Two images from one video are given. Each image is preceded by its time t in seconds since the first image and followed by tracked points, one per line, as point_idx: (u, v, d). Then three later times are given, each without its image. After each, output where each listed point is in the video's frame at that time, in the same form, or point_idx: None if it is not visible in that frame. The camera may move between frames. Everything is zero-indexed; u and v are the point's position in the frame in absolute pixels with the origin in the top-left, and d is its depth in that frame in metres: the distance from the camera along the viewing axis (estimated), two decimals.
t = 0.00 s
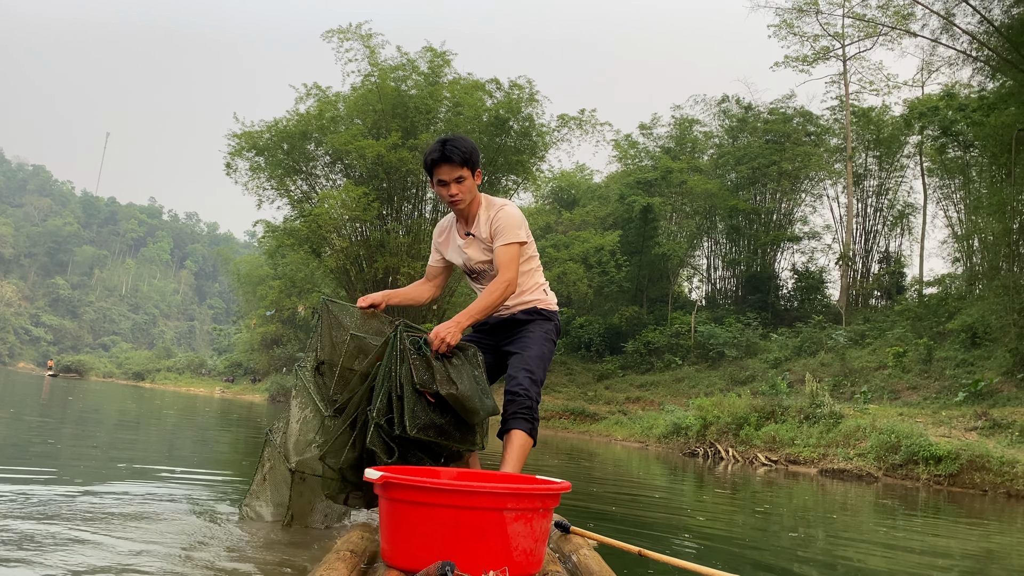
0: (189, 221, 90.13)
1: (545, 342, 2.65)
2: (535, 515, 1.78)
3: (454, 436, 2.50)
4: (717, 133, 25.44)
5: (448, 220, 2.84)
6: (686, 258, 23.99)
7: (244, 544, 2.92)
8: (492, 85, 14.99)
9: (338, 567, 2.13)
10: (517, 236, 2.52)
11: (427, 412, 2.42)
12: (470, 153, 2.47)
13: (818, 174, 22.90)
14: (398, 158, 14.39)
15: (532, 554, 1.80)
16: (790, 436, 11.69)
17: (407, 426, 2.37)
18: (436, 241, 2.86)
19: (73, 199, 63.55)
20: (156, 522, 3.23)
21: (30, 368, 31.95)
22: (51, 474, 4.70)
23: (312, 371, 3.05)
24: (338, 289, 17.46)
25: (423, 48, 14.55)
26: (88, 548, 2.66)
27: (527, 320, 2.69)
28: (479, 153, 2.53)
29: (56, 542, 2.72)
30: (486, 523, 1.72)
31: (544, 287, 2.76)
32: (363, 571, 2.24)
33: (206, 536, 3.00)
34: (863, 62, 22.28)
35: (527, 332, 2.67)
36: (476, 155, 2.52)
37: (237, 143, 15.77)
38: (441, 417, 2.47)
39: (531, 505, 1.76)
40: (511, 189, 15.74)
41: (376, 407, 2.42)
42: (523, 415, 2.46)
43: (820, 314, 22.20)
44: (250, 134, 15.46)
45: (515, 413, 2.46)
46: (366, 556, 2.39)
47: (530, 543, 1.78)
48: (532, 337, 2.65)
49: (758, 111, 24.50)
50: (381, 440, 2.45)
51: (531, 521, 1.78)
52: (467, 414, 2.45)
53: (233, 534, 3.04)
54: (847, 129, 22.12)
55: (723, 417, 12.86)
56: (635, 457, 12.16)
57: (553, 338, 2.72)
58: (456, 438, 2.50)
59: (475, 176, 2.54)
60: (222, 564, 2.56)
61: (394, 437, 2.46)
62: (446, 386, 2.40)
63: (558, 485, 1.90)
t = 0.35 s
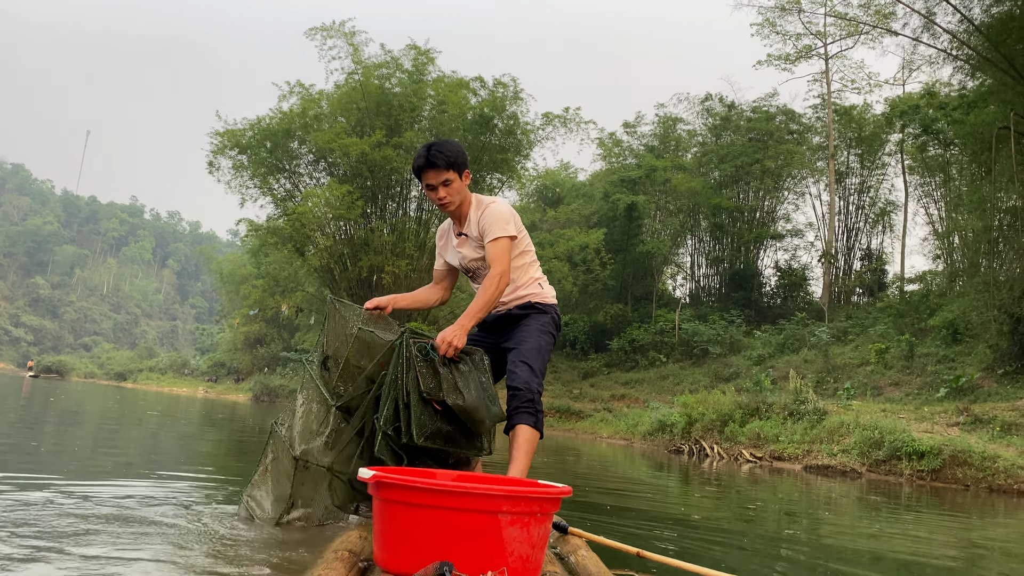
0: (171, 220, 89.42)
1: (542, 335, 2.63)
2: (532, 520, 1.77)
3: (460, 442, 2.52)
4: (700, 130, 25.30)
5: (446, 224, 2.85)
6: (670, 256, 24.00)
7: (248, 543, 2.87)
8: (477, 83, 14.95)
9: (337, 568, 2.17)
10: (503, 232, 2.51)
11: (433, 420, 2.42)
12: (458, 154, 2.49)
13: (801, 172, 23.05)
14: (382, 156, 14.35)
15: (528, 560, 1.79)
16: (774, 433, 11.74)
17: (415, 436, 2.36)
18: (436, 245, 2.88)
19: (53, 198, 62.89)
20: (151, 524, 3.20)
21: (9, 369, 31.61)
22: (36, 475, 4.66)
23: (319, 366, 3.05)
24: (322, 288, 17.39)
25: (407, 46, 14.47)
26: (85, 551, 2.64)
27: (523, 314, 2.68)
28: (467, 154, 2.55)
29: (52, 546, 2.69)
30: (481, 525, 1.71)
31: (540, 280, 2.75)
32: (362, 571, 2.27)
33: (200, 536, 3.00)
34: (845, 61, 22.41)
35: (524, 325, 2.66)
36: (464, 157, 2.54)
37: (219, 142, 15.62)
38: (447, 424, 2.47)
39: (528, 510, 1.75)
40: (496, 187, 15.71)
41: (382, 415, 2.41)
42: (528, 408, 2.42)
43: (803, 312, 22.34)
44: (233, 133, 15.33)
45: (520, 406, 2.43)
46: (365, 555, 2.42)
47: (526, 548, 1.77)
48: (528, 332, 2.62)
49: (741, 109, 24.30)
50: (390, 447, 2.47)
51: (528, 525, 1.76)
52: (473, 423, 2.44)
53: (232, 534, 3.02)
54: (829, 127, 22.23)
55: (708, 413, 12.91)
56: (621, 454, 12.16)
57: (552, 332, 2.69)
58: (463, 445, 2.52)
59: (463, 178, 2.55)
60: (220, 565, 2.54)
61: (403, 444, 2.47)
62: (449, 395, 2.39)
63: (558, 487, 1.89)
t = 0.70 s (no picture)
0: (154, 219, 88.76)
1: (550, 326, 2.59)
2: (530, 520, 1.76)
3: (491, 447, 2.43)
4: (685, 129, 25.28)
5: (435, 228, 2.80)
6: (656, 254, 23.94)
7: (257, 545, 2.87)
8: (462, 81, 14.88)
9: (334, 566, 2.13)
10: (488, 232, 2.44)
11: (456, 434, 2.38)
12: (427, 158, 2.44)
13: (785, 170, 23.11)
14: (367, 154, 14.27)
15: (525, 560, 1.77)
16: (760, 430, 11.76)
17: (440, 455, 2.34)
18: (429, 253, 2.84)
19: (34, 197, 62.29)
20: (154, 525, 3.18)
21: None
22: (17, 478, 4.58)
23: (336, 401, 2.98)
24: (306, 287, 17.28)
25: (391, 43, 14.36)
26: (85, 553, 2.62)
27: (531, 308, 2.64)
28: (437, 162, 2.49)
29: (48, 548, 2.66)
30: (479, 524, 1.70)
31: (541, 270, 2.70)
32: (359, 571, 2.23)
33: (191, 537, 2.96)
34: (829, 59, 22.52)
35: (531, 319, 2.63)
36: (435, 162, 2.49)
37: (202, 140, 15.46)
38: (473, 433, 2.40)
39: (526, 509, 1.74)
40: (481, 186, 15.65)
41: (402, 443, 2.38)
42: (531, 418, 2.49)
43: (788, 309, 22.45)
44: (215, 131, 15.16)
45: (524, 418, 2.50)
46: (361, 554, 2.38)
47: (524, 548, 1.75)
48: (536, 323, 2.59)
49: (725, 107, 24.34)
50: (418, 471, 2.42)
51: (525, 526, 1.75)
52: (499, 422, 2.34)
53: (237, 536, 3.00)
54: (813, 125, 22.33)
55: (694, 411, 12.92)
56: (607, 452, 12.15)
57: (561, 318, 2.65)
58: (495, 450, 2.42)
59: (439, 184, 2.50)
60: (215, 567, 2.51)
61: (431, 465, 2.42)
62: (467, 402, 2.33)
63: (556, 488, 1.88)
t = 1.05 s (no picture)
0: (138, 216, 88.09)
1: (552, 333, 2.58)
2: (531, 518, 1.76)
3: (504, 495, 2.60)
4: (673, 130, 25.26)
5: (437, 230, 2.81)
6: (643, 255, 23.83)
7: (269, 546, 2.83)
8: (450, 80, 14.81)
9: (337, 567, 2.12)
10: (495, 218, 2.41)
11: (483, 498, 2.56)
12: (421, 158, 2.51)
13: (771, 171, 23.18)
14: (355, 152, 14.21)
15: (527, 558, 1.78)
16: (745, 429, 11.78)
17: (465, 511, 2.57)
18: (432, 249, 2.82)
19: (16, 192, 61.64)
20: (158, 523, 3.14)
21: None
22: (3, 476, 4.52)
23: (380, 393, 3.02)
24: (292, 286, 17.17)
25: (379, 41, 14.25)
26: (84, 551, 2.58)
27: (536, 309, 2.61)
28: (431, 163, 2.54)
29: (46, 547, 2.62)
30: (481, 524, 1.70)
31: (546, 271, 2.67)
32: (362, 572, 2.22)
33: (189, 535, 2.94)
34: (816, 62, 22.57)
35: (533, 323, 2.61)
36: (431, 162, 2.55)
37: (188, 136, 15.28)
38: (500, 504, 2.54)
39: (527, 508, 1.74)
40: (469, 185, 15.57)
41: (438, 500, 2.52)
42: (523, 428, 2.55)
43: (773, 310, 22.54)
44: (201, 127, 14.99)
45: (517, 426, 2.56)
46: (365, 556, 2.38)
47: (526, 546, 1.76)
48: (537, 326, 2.58)
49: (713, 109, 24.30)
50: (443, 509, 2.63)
51: (527, 524, 1.76)
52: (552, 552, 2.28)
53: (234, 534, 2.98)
54: (799, 127, 22.39)
55: (680, 411, 12.94)
56: (594, 452, 12.14)
57: (563, 320, 2.63)
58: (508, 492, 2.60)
59: (434, 181, 2.53)
60: (215, 565, 2.48)
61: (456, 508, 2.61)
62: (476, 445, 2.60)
63: (557, 486, 1.88)
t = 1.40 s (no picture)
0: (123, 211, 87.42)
1: (553, 335, 2.56)
2: (529, 519, 1.74)
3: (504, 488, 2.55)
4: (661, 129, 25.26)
5: (435, 232, 2.79)
6: (630, 254, 23.67)
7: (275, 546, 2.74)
8: (439, 77, 14.73)
9: (334, 567, 2.08)
10: (503, 204, 2.43)
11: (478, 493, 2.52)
12: (425, 153, 2.53)
13: (758, 171, 23.24)
14: (342, 149, 14.13)
15: (525, 559, 1.76)
16: (732, 428, 11.79)
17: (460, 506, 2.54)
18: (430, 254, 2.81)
19: None
20: (159, 524, 3.07)
21: None
22: None
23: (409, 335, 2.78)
24: (277, 282, 17.05)
25: (367, 37, 14.16)
26: (78, 552, 2.51)
27: (539, 310, 2.60)
28: (434, 161, 2.56)
29: (38, 547, 2.55)
30: (478, 523, 1.68)
31: (549, 269, 2.63)
32: (359, 571, 2.18)
33: (181, 534, 2.88)
34: (803, 63, 22.63)
35: (536, 324, 2.59)
36: (434, 159, 2.58)
37: (174, 131, 15.10)
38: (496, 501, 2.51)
39: (525, 509, 1.72)
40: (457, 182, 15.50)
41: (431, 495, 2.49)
42: (524, 429, 2.54)
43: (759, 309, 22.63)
44: (187, 122, 14.81)
45: (517, 427, 2.55)
46: (362, 555, 2.34)
47: (524, 547, 1.74)
48: (540, 328, 2.57)
49: (700, 109, 24.46)
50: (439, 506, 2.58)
51: (525, 525, 1.74)
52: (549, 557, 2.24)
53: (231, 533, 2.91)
54: (786, 128, 22.47)
55: (667, 409, 12.93)
56: (581, 450, 12.13)
57: (565, 321, 2.62)
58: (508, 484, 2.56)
59: (438, 176, 2.55)
60: (209, 564, 2.43)
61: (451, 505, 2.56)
62: (469, 446, 2.48)
63: (556, 487, 1.86)
